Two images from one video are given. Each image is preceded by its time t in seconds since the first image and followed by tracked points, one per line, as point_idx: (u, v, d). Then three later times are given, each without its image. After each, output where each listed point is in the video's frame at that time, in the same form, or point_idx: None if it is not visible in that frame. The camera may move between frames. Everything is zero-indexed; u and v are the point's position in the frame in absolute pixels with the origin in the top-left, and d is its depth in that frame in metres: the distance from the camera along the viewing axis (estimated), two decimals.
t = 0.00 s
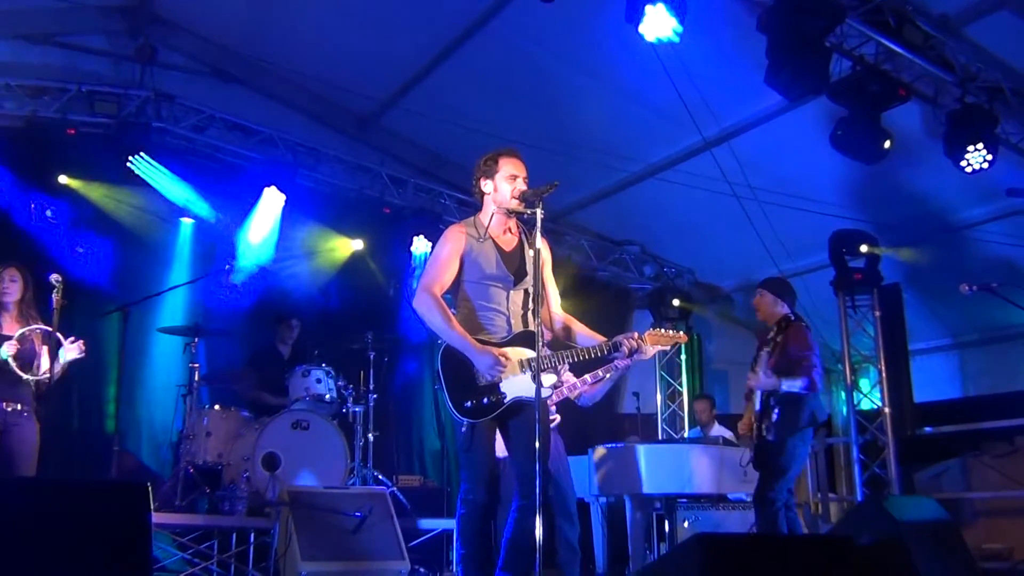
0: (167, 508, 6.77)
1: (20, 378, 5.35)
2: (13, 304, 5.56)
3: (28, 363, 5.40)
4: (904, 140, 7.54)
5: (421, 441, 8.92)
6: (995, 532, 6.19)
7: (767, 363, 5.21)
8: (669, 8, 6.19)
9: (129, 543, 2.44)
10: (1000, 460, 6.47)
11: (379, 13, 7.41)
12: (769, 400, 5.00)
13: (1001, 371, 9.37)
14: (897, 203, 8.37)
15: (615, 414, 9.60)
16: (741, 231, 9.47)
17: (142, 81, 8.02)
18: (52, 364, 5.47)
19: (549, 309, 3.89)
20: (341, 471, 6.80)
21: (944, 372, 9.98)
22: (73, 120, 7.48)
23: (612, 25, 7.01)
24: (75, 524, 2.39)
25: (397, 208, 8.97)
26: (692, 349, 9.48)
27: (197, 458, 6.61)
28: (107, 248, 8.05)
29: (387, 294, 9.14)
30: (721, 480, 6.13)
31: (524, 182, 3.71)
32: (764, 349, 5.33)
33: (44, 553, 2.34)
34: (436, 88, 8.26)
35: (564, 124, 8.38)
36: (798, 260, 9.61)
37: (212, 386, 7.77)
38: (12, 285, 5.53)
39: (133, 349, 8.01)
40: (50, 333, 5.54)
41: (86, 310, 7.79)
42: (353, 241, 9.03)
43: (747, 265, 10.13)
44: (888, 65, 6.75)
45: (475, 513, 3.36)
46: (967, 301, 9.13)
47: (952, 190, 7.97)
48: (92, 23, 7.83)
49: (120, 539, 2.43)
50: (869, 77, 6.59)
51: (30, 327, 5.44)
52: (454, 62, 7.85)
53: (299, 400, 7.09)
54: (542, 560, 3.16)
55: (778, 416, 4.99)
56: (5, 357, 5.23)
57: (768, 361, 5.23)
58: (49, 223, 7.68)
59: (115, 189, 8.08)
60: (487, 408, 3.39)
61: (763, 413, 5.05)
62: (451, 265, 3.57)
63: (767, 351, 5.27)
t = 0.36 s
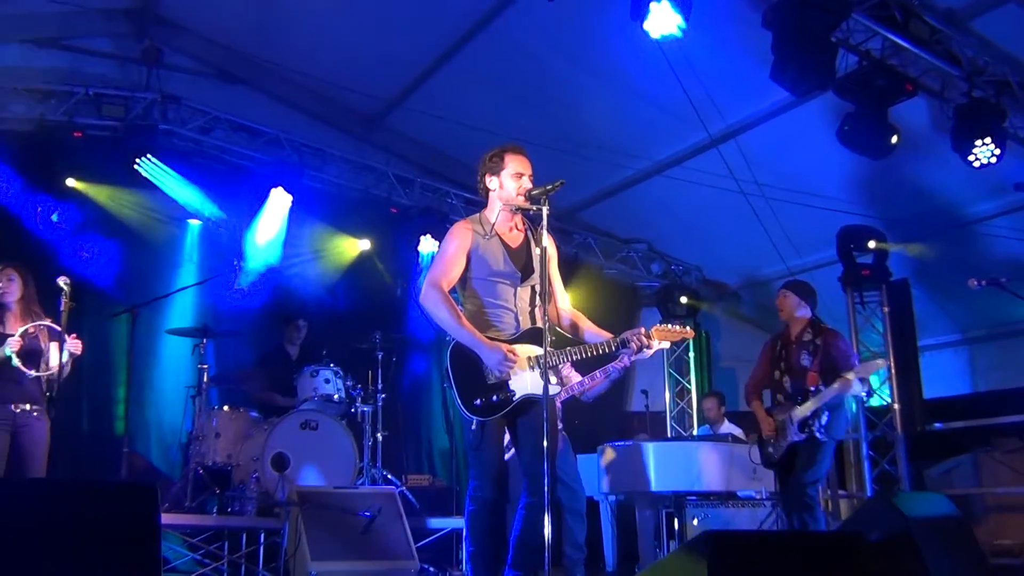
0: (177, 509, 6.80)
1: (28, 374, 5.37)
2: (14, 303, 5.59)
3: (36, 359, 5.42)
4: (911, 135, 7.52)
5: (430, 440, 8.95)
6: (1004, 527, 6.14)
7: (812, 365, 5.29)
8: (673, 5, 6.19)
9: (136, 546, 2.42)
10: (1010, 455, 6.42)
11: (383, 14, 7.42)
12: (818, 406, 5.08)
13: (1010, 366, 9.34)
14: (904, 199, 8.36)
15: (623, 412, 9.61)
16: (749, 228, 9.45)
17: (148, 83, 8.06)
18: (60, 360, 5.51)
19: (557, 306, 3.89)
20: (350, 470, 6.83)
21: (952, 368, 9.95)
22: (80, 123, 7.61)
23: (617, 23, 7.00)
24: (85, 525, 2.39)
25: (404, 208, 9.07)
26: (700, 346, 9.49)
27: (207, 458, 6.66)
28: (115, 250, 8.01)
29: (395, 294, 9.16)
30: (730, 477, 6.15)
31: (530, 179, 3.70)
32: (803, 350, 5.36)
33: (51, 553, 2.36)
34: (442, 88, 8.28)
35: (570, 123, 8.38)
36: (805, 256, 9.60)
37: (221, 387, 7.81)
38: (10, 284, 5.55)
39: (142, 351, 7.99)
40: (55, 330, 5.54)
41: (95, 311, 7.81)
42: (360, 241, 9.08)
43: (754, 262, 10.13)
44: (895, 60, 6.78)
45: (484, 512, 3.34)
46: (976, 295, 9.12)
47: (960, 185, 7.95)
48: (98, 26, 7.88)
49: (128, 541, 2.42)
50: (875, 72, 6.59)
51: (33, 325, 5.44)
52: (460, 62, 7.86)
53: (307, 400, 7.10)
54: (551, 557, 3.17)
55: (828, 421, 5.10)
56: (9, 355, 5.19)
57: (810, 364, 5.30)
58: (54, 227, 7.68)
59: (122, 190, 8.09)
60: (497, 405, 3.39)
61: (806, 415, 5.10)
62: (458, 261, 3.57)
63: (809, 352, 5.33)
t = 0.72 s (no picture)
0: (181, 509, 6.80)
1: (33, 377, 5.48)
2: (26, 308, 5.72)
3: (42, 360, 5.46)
4: (913, 132, 7.52)
5: (433, 439, 8.95)
6: (1010, 523, 6.12)
7: (841, 366, 5.36)
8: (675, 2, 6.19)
9: (139, 547, 2.43)
10: (1014, 451, 6.35)
11: (385, 14, 7.42)
12: (847, 412, 5.21)
13: (1014, 362, 9.33)
14: (906, 195, 8.36)
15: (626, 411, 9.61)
16: (751, 226, 9.45)
17: (150, 84, 8.05)
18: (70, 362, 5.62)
19: (560, 306, 3.90)
20: (353, 470, 6.82)
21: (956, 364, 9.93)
22: (82, 124, 7.51)
23: (618, 21, 6.99)
24: (89, 526, 2.40)
25: (406, 207, 8.97)
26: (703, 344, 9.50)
27: (210, 458, 6.69)
28: (115, 250, 8.01)
29: (398, 294, 9.16)
30: (733, 475, 6.10)
31: (531, 180, 3.70)
32: (833, 349, 5.37)
33: (57, 552, 2.36)
34: (443, 87, 8.28)
35: (572, 122, 8.39)
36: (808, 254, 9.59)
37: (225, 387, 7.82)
38: (25, 290, 5.70)
39: (144, 351, 8.00)
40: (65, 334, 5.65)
41: (98, 313, 7.82)
42: (366, 246, 9.14)
43: (757, 259, 10.13)
44: (898, 57, 6.75)
45: (487, 512, 3.34)
46: (980, 292, 9.10)
47: (962, 181, 7.95)
48: (100, 27, 7.88)
49: (132, 541, 2.43)
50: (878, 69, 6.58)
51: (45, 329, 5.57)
52: (461, 61, 7.86)
53: (311, 400, 7.11)
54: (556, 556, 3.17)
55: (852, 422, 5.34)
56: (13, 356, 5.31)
57: (838, 364, 5.37)
58: (54, 228, 7.69)
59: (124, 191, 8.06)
60: (501, 406, 3.39)
61: (835, 419, 5.20)
62: (461, 264, 3.58)
63: (839, 352, 5.36)
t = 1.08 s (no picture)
0: (177, 508, 6.80)
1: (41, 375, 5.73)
2: (40, 308, 5.95)
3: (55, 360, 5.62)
4: (909, 131, 7.53)
5: (430, 438, 8.95)
6: (1004, 521, 6.10)
7: (858, 364, 5.47)
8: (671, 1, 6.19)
9: (137, 546, 2.44)
10: (1009, 449, 6.30)
11: (381, 12, 7.41)
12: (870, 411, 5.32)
13: (1010, 361, 9.34)
14: (902, 194, 8.37)
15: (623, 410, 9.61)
16: (748, 224, 9.47)
17: (147, 83, 8.03)
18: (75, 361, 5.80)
19: (556, 306, 3.91)
20: (350, 468, 6.84)
21: (952, 363, 9.94)
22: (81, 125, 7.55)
23: (614, 20, 6.99)
24: (88, 524, 2.41)
25: (403, 206, 8.99)
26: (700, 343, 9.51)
27: (206, 457, 6.60)
28: (110, 250, 7.97)
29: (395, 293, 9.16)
30: (729, 473, 6.12)
31: (525, 179, 3.71)
32: (852, 347, 5.45)
33: (58, 549, 2.36)
34: (440, 86, 8.28)
35: (569, 121, 8.39)
36: (804, 252, 9.61)
37: (221, 386, 7.81)
38: (43, 291, 5.94)
39: (140, 351, 8.01)
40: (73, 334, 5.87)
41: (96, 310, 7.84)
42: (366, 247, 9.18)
43: (753, 258, 10.14)
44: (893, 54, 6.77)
45: (484, 511, 3.34)
46: (975, 290, 9.12)
47: (957, 180, 7.96)
48: (96, 26, 7.88)
49: (131, 540, 2.44)
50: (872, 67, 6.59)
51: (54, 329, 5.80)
52: (457, 60, 7.86)
53: (308, 398, 7.11)
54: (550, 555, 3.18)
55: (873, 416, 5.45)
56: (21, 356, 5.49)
57: (855, 363, 5.47)
58: (48, 228, 7.62)
59: (122, 190, 8.03)
60: (497, 405, 3.39)
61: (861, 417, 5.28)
62: (458, 263, 3.58)
63: (856, 350, 5.46)
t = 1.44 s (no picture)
0: (172, 506, 6.81)
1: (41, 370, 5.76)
2: (47, 305, 6.00)
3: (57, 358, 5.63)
4: (904, 132, 7.55)
5: (425, 437, 8.94)
6: (999, 521, 6.13)
7: (866, 365, 5.51)
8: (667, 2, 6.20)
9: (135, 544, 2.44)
10: (1006, 449, 6.35)
11: (377, 11, 7.41)
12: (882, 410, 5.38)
13: (1005, 361, 9.36)
14: (897, 194, 8.39)
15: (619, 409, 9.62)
16: (743, 224, 9.49)
17: (143, 81, 8.01)
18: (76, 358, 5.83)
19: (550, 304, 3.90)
20: (346, 467, 6.84)
21: (947, 363, 9.96)
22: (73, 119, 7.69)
23: (611, 20, 7.00)
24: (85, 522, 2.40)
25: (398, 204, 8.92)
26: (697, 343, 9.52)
27: (201, 455, 6.63)
28: (105, 246, 8.06)
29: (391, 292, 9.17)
30: (724, 472, 6.13)
31: (521, 177, 3.71)
32: (859, 349, 5.49)
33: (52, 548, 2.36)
34: (436, 85, 8.28)
35: (565, 120, 8.41)
36: (800, 252, 9.64)
37: (216, 384, 7.81)
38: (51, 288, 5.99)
39: (136, 349, 8.01)
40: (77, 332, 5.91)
41: (90, 311, 7.90)
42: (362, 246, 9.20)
43: (749, 258, 10.16)
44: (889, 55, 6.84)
45: (480, 508, 3.36)
46: (969, 290, 9.15)
47: (951, 180, 7.99)
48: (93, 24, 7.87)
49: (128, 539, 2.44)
50: (867, 68, 6.62)
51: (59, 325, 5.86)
52: (454, 59, 7.86)
53: (304, 397, 7.11)
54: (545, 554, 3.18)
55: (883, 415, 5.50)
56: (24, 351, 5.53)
57: (863, 364, 5.50)
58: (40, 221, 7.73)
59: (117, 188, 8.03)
60: (493, 403, 3.40)
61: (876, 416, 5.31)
62: (452, 261, 3.58)
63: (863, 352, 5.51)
